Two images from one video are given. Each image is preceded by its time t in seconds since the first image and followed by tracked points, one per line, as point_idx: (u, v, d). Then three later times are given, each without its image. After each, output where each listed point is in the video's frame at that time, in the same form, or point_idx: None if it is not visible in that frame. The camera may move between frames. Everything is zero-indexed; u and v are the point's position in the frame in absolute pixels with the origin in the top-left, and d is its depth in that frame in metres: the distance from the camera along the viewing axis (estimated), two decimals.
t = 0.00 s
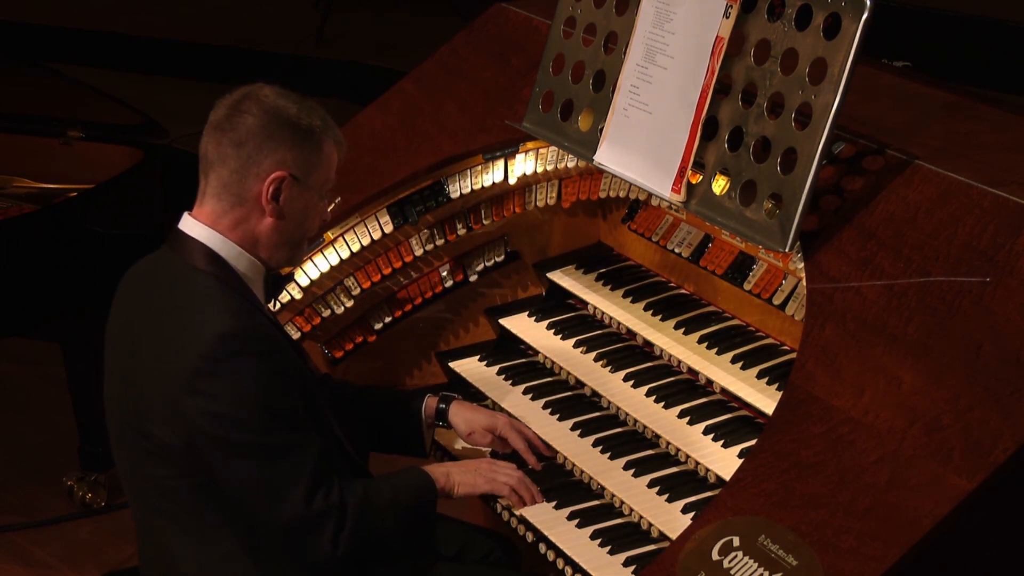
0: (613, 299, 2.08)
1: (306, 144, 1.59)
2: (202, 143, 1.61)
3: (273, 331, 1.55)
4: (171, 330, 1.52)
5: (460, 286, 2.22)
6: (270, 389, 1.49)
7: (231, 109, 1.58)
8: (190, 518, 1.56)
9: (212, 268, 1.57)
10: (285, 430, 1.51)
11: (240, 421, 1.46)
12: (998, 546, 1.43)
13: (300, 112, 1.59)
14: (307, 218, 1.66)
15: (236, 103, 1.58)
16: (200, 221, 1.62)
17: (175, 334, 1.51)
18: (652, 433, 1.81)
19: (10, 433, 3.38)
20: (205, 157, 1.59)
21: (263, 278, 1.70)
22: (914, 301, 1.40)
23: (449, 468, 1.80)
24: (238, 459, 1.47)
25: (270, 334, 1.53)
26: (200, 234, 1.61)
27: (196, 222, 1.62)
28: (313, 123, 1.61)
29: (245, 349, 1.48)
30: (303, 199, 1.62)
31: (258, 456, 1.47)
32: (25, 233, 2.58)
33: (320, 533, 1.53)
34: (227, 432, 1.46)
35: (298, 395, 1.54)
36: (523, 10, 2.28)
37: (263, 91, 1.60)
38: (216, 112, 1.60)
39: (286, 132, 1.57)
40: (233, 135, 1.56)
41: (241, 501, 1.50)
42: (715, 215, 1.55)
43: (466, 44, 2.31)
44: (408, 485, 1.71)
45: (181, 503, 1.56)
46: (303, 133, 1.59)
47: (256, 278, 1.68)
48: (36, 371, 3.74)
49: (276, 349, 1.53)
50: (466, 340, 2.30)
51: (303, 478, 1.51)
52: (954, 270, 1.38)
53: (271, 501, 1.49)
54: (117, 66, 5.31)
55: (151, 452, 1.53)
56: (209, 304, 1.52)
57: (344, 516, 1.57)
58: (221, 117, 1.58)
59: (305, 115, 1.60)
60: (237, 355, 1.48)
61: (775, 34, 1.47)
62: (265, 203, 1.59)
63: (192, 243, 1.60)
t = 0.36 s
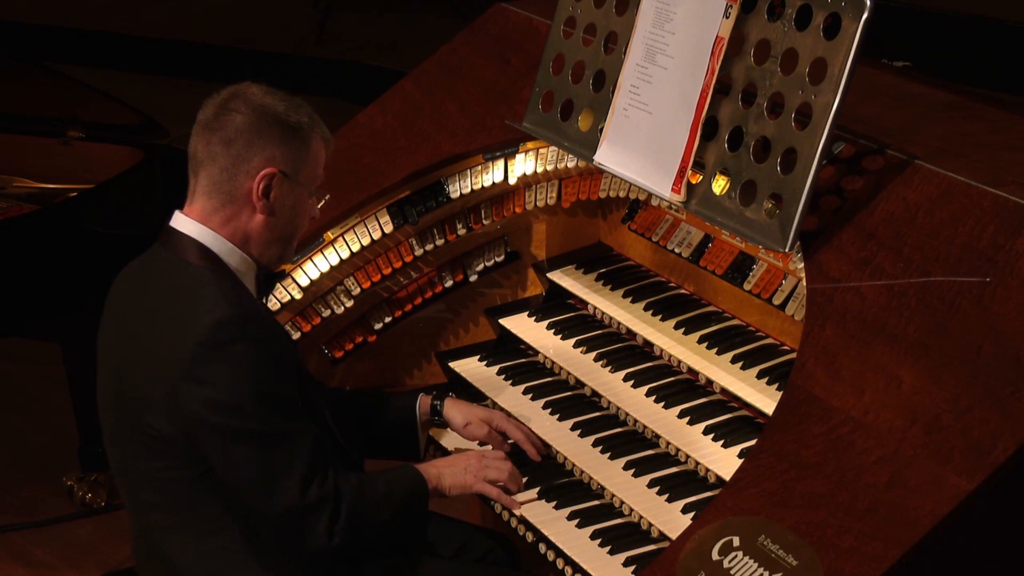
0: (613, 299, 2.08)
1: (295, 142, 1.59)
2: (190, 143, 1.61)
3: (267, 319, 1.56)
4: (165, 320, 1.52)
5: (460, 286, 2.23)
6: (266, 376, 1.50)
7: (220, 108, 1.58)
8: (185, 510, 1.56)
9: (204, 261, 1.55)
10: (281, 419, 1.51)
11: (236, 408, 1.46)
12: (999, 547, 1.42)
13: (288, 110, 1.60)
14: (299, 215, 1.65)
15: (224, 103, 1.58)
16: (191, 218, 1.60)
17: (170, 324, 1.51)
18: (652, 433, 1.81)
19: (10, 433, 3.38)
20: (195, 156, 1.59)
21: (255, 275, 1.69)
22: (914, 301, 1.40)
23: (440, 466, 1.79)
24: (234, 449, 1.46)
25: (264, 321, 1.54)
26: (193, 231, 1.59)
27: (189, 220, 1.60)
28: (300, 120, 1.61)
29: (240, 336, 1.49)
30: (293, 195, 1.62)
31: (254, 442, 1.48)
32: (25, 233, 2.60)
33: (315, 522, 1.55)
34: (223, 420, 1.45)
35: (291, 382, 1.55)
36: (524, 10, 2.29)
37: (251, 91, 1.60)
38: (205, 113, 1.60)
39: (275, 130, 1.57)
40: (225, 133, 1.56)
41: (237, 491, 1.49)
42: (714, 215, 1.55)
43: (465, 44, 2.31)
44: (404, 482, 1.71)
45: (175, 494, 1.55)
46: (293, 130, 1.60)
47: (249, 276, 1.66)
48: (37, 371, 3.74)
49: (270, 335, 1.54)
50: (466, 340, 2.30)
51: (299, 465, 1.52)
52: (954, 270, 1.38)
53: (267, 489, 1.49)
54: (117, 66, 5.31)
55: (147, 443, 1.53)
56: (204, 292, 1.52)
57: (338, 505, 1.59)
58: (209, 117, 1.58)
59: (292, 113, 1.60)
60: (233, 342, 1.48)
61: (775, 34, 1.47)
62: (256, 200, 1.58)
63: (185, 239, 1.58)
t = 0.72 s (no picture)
0: (613, 299, 2.08)
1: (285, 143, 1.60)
2: (178, 151, 1.57)
3: (262, 316, 1.55)
4: (161, 319, 1.51)
5: (460, 286, 2.23)
6: (263, 374, 1.50)
7: (207, 114, 1.55)
8: (184, 509, 1.56)
9: (196, 261, 1.55)
10: (279, 415, 1.51)
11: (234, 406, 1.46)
12: (999, 546, 1.42)
13: (276, 112, 1.58)
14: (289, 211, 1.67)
15: (211, 108, 1.55)
16: (184, 220, 1.59)
17: (166, 323, 1.50)
18: (652, 433, 1.81)
19: (10, 433, 3.38)
20: (191, 165, 1.55)
21: (245, 273, 1.68)
22: (914, 301, 1.40)
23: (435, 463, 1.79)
24: (233, 446, 1.46)
25: (259, 318, 1.54)
26: (185, 233, 1.58)
27: (181, 221, 1.59)
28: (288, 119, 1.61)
29: (236, 334, 1.48)
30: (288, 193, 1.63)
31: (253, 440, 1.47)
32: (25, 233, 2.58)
33: (314, 517, 1.54)
34: (221, 417, 1.45)
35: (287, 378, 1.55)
36: (524, 10, 2.29)
37: (236, 95, 1.57)
38: (186, 118, 1.56)
39: (269, 133, 1.56)
40: (219, 141, 1.53)
41: (235, 489, 1.49)
42: (714, 215, 1.55)
43: (465, 45, 2.31)
44: (407, 482, 1.72)
45: (173, 494, 1.55)
46: (282, 132, 1.59)
47: (240, 276, 1.66)
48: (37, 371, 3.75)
49: (265, 332, 1.53)
50: (466, 340, 2.30)
51: (297, 462, 1.52)
52: (954, 270, 1.38)
53: (265, 486, 1.49)
54: (116, 66, 5.31)
55: (144, 443, 1.53)
56: (200, 290, 1.51)
57: (337, 501, 1.59)
58: (197, 123, 1.55)
59: (279, 113, 1.59)
60: (229, 340, 1.48)
61: (775, 34, 1.47)
62: (262, 203, 1.59)
63: (176, 240, 1.57)
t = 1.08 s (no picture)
0: (613, 299, 2.08)
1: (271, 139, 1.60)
2: (164, 156, 1.56)
3: (261, 315, 1.55)
4: (160, 320, 1.50)
5: (460, 285, 2.22)
6: (264, 374, 1.50)
7: (191, 116, 1.55)
8: (183, 510, 1.55)
9: (189, 263, 1.54)
10: (277, 413, 1.51)
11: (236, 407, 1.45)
12: (1000, 546, 1.42)
13: (259, 111, 1.58)
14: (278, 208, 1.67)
15: (195, 109, 1.55)
16: (174, 222, 1.58)
17: (165, 324, 1.49)
18: (652, 433, 1.81)
19: (10, 433, 3.38)
20: (179, 169, 1.54)
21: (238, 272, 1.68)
22: (914, 301, 1.40)
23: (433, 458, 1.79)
24: (235, 447, 1.46)
25: (257, 317, 1.53)
26: (176, 234, 1.57)
27: (170, 223, 1.58)
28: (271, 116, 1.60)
29: (237, 334, 1.47)
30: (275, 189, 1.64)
31: (256, 440, 1.47)
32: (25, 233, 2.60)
33: (316, 515, 1.55)
34: (221, 418, 1.45)
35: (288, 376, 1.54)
36: (524, 10, 2.30)
37: (218, 95, 1.57)
38: (170, 122, 1.56)
39: (255, 132, 1.56)
40: (217, 142, 1.53)
41: (238, 489, 1.49)
42: (714, 215, 1.55)
43: (465, 45, 2.31)
44: (408, 479, 1.72)
45: (173, 495, 1.55)
46: (267, 129, 1.59)
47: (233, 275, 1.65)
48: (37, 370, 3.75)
49: (265, 332, 1.53)
50: (466, 340, 2.30)
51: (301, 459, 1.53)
52: (954, 270, 1.38)
53: (270, 485, 1.50)
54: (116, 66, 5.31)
55: (142, 444, 1.52)
56: (196, 290, 1.50)
57: (340, 498, 1.60)
58: (180, 126, 1.55)
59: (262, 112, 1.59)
60: (230, 341, 1.47)
61: (775, 34, 1.47)
62: (252, 200, 1.59)
63: (168, 243, 1.56)
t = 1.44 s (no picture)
0: (613, 299, 2.08)
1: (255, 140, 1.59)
2: (150, 162, 1.57)
3: (262, 315, 1.55)
4: (161, 321, 1.50)
5: (460, 285, 2.23)
6: (268, 374, 1.49)
7: (174, 122, 1.55)
8: (183, 511, 1.55)
9: (183, 266, 1.54)
10: (281, 411, 1.51)
11: (240, 408, 1.45)
12: (1000, 546, 1.42)
13: (242, 112, 1.58)
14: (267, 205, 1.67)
15: (177, 115, 1.55)
16: (166, 226, 1.58)
17: (166, 325, 1.49)
18: (652, 433, 1.81)
19: (10, 433, 3.38)
20: (165, 175, 1.55)
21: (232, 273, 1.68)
22: (914, 301, 1.40)
23: (435, 455, 1.79)
24: (239, 447, 1.46)
25: (259, 317, 1.53)
26: (168, 238, 1.57)
27: (162, 228, 1.58)
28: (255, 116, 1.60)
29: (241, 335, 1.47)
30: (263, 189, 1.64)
31: (260, 440, 1.48)
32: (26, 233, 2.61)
33: (324, 510, 1.55)
34: (228, 419, 1.45)
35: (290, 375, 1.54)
36: (524, 10, 2.30)
37: (198, 98, 1.56)
38: (153, 129, 1.56)
39: (237, 135, 1.56)
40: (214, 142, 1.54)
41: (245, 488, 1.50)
42: (714, 215, 1.55)
43: (465, 45, 2.31)
44: (408, 474, 1.72)
45: (173, 496, 1.54)
46: (250, 130, 1.58)
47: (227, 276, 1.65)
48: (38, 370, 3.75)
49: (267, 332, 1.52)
50: (466, 340, 2.28)
51: (307, 457, 1.53)
52: (954, 270, 1.38)
53: (280, 483, 1.50)
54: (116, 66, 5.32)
55: (143, 445, 1.52)
56: (199, 291, 1.50)
57: (347, 493, 1.60)
58: (164, 132, 1.55)
59: (244, 113, 1.58)
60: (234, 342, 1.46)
61: (775, 34, 1.47)
62: (241, 203, 1.59)
63: (161, 246, 1.56)
